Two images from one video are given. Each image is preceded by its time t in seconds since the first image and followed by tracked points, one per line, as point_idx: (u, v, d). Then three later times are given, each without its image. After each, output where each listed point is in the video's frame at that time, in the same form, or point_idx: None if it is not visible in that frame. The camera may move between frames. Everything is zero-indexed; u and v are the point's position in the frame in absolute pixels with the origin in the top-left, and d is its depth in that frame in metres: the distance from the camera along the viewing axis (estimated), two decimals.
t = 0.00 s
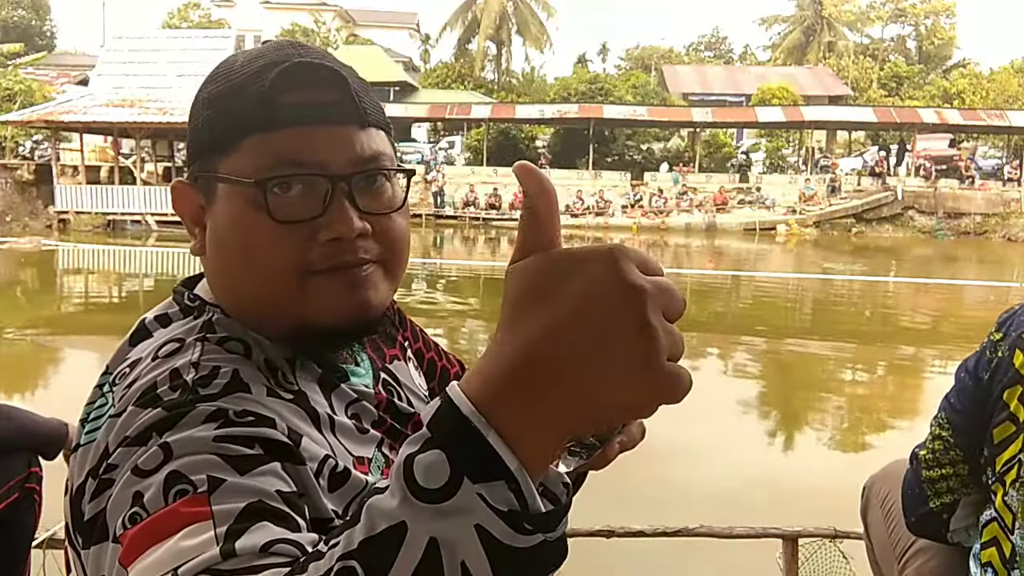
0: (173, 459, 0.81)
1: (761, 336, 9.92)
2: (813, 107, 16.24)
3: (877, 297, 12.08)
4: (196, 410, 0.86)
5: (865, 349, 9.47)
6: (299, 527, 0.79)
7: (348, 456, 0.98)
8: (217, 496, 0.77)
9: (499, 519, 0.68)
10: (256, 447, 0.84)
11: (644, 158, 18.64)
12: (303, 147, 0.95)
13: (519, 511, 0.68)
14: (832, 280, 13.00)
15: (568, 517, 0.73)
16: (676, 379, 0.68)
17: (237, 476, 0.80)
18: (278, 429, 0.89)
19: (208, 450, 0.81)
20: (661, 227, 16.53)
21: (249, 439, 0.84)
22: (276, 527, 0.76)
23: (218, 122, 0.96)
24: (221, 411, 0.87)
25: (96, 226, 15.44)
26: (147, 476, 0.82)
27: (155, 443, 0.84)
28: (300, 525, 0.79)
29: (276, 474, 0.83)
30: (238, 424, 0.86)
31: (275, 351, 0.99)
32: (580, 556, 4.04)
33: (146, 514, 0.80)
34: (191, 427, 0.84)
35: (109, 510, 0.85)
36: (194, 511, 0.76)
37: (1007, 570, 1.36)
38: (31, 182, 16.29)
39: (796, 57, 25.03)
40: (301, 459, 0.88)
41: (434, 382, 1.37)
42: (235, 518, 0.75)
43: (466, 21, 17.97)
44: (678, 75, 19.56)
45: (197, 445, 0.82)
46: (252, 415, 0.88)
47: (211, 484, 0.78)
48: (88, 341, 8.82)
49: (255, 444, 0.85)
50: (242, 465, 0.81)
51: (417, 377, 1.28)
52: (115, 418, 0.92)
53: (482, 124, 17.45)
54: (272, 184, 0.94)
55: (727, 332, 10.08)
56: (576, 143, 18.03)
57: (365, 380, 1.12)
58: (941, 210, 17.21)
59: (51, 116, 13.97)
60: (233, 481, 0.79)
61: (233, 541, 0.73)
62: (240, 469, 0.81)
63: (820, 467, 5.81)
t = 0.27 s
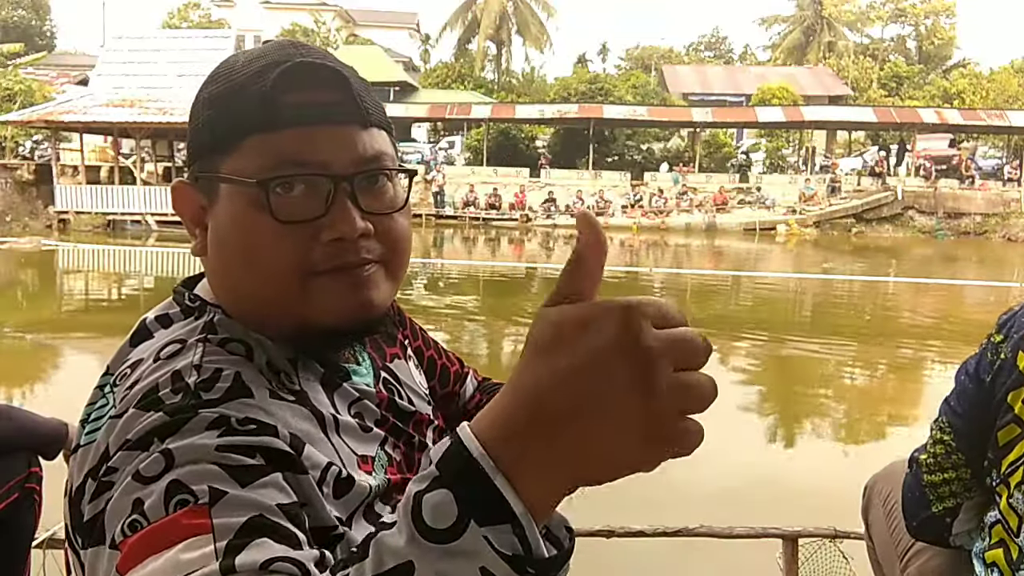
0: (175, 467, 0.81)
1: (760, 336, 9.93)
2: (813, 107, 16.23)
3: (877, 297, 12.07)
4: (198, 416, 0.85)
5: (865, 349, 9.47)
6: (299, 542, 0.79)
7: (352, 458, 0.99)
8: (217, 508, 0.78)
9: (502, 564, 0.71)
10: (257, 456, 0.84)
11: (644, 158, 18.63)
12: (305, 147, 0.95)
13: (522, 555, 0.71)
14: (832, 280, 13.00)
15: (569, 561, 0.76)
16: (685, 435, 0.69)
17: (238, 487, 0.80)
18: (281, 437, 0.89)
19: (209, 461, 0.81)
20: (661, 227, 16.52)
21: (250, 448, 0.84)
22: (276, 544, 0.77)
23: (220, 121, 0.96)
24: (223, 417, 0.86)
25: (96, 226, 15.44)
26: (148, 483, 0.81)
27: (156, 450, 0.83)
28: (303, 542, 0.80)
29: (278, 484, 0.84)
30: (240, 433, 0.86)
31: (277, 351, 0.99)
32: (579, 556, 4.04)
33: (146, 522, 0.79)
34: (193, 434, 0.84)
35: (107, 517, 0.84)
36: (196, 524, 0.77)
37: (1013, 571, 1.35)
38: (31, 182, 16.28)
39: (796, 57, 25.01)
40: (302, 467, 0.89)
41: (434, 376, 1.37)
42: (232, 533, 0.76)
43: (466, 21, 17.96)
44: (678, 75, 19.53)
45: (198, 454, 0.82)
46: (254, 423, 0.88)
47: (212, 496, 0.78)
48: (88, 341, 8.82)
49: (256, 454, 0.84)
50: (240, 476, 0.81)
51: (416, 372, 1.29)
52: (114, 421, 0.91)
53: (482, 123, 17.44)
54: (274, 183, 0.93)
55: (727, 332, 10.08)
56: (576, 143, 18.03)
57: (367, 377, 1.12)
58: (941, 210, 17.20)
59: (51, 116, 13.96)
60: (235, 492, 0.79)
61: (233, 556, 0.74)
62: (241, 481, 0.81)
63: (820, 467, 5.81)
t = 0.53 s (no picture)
0: (187, 497, 0.80)
1: (760, 336, 9.92)
2: (813, 107, 16.25)
3: (876, 297, 12.08)
4: (209, 438, 0.83)
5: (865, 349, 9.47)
6: None
7: (361, 465, 0.98)
8: (229, 547, 0.79)
9: None
10: (266, 487, 0.83)
11: (644, 158, 18.66)
12: (306, 147, 0.94)
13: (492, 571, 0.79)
14: (832, 280, 13.01)
15: None
16: (603, 448, 0.84)
17: (249, 523, 0.80)
18: (291, 464, 0.87)
19: (221, 497, 0.80)
20: (661, 227, 16.53)
21: (259, 478, 0.83)
22: None
23: (219, 118, 0.94)
24: (232, 441, 0.84)
25: (96, 226, 15.44)
26: (159, 509, 0.79)
27: (165, 473, 0.81)
28: None
29: (287, 518, 0.83)
30: (252, 459, 0.84)
31: (279, 353, 0.98)
32: (580, 556, 4.04)
33: (156, 550, 0.78)
34: (202, 458, 0.82)
35: (106, 536, 0.81)
36: (208, 563, 0.78)
37: (1007, 561, 1.34)
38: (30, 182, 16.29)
39: (796, 57, 25.02)
40: (311, 494, 0.88)
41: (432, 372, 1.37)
42: None
43: (466, 21, 17.97)
44: (678, 76, 19.54)
45: (210, 486, 0.81)
46: (263, 449, 0.85)
47: (225, 537, 0.79)
48: (88, 341, 8.81)
49: (264, 484, 0.83)
50: (250, 513, 0.81)
51: (413, 369, 1.28)
52: (117, 427, 0.87)
53: (482, 124, 17.45)
54: (276, 183, 0.92)
55: (727, 332, 10.09)
56: (575, 143, 18.04)
57: (367, 377, 1.12)
58: (941, 210, 17.20)
59: (51, 116, 13.96)
60: (245, 530, 0.80)
61: None
62: (251, 515, 0.81)
63: (820, 467, 5.81)
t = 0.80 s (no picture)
0: (198, 514, 0.80)
1: (761, 337, 9.92)
2: (813, 107, 16.25)
3: (876, 297, 12.08)
4: (217, 446, 0.84)
5: (864, 349, 9.48)
6: None
7: (366, 469, 0.97)
8: (247, 561, 0.80)
9: None
10: (276, 499, 0.84)
11: (644, 158, 18.64)
12: (347, 150, 0.92)
13: None
14: (832, 280, 13.01)
15: None
16: (616, 482, 0.90)
17: (261, 535, 0.82)
18: (297, 473, 0.87)
19: (234, 508, 0.82)
20: (661, 227, 16.53)
21: (271, 490, 0.84)
22: None
23: (266, 113, 0.90)
24: (240, 452, 0.85)
25: (96, 226, 15.43)
26: (171, 522, 0.80)
27: (173, 486, 0.81)
28: None
29: (293, 532, 0.84)
30: (259, 471, 0.84)
31: (285, 354, 0.96)
32: (580, 556, 4.04)
33: (171, 566, 0.79)
34: (209, 468, 0.83)
35: (113, 553, 0.80)
36: None
37: (997, 548, 1.39)
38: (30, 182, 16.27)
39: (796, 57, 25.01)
40: (316, 502, 0.87)
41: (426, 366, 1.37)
42: None
43: (465, 21, 18.00)
44: (678, 75, 19.54)
45: (221, 499, 0.81)
46: (270, 461, 0.85)
47: (242, 549, 0.80)
48: (88, 341, 8.81)
49: (275, 496, 0.84)
50: (260, 525, 0.83)
51: (405, 366, 1.25)
52: (120, 435, 0.86)
53: (482, 124, 17.45)
54: (326, 187, 0.90)
55: (727, 333, 10.09)
56: (575, 143, 18.04)
57: (365, 377, 1.10)
58: (941, 210, 17.18)
59: (51, 116, 13.96)
60: (259, 543, 0.81)
61: None
62: (264, 526, 0.82)
63: (820, 467, 5.81)
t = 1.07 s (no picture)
0: (202, 522, 0.80)
1: (760, 337, 9.92)
2: (812, 107, 16.26)
3: (876, 297, 12.08)
4: (223, 454, 0.84)
5: (864, 349, 9.47)
6: None
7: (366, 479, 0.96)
8: (252, 569, 0.80)
9: None
10: (282, 507, 0.84)
11: (644, 158, 18.64)
12: (372, 152, 0.93)
13: None
14: (832, 280, 13.01)
15: None
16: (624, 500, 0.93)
17: (266, 543, 0.82)
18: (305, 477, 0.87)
19: (238, 516, 0.82)
20: (661, 227, 16.53)
21: (277, 497, 0.84)
22: None
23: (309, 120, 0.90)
24: (244, 459, 0.85)
25: (96, 226, 15.43)
26: (175, 531, 0.80)
27: (178, 494, 0.81)
28: None
29: (296, 539, 0.83)
30: (262, 479, 0.84)
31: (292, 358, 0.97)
32: (579, 558, 4.04)
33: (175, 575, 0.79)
34: (214, 475, 0.83)
35: (118, 559, 0.80)
36: None
37: (987, 545, 1.37)
38: (31, 182, 16.27)
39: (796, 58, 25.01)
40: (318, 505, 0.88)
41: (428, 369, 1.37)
42: None
43: (465, 20, 17.95)
44: (678, 75, 19.55)
45: (226, 508, 0.81)
46: (277, 466, 0.86)
47: (246, 557, 0.80)
48: (88, 341, 8.80)
49: (280, 504, 0.84)
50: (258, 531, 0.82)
51: (400, 369, 1.24)
52: (124, 438, 0.86)
53: (482, 124, 17.45)
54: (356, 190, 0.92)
55: (727, 332, 10.09)
56: (575, 143, 18.04)
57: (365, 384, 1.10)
58: (941, 210, 17.17)
59: (51, 116, 13.96)
60: (262, 554, 0.81)
61: None
62: (268, 535, 0.82)
63: (821, 468, 5.80)
